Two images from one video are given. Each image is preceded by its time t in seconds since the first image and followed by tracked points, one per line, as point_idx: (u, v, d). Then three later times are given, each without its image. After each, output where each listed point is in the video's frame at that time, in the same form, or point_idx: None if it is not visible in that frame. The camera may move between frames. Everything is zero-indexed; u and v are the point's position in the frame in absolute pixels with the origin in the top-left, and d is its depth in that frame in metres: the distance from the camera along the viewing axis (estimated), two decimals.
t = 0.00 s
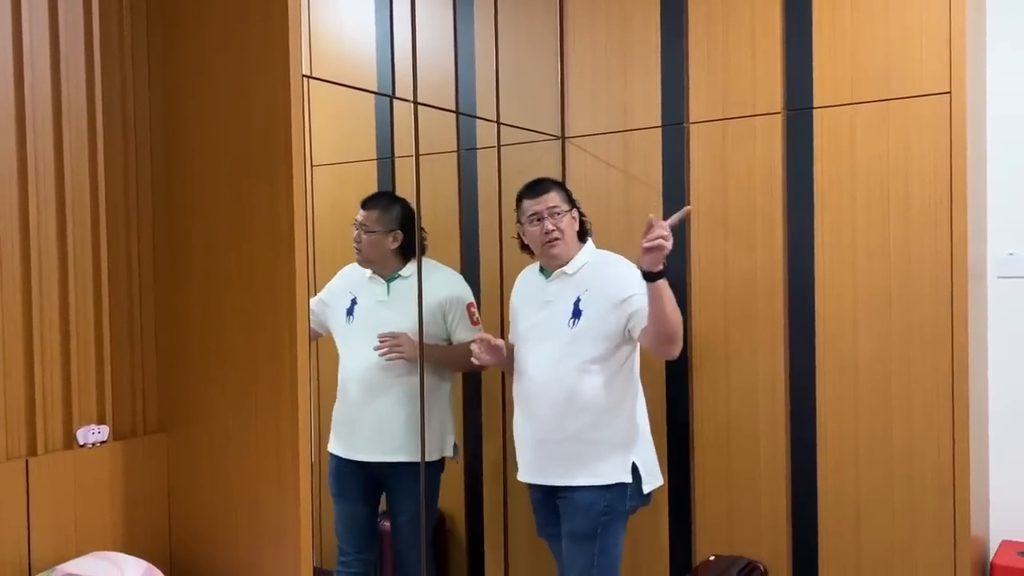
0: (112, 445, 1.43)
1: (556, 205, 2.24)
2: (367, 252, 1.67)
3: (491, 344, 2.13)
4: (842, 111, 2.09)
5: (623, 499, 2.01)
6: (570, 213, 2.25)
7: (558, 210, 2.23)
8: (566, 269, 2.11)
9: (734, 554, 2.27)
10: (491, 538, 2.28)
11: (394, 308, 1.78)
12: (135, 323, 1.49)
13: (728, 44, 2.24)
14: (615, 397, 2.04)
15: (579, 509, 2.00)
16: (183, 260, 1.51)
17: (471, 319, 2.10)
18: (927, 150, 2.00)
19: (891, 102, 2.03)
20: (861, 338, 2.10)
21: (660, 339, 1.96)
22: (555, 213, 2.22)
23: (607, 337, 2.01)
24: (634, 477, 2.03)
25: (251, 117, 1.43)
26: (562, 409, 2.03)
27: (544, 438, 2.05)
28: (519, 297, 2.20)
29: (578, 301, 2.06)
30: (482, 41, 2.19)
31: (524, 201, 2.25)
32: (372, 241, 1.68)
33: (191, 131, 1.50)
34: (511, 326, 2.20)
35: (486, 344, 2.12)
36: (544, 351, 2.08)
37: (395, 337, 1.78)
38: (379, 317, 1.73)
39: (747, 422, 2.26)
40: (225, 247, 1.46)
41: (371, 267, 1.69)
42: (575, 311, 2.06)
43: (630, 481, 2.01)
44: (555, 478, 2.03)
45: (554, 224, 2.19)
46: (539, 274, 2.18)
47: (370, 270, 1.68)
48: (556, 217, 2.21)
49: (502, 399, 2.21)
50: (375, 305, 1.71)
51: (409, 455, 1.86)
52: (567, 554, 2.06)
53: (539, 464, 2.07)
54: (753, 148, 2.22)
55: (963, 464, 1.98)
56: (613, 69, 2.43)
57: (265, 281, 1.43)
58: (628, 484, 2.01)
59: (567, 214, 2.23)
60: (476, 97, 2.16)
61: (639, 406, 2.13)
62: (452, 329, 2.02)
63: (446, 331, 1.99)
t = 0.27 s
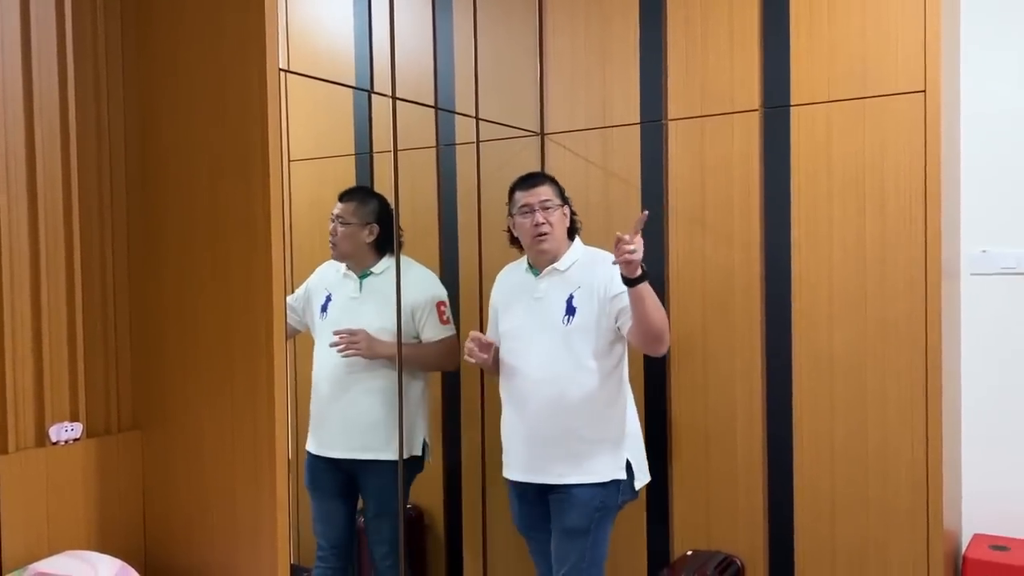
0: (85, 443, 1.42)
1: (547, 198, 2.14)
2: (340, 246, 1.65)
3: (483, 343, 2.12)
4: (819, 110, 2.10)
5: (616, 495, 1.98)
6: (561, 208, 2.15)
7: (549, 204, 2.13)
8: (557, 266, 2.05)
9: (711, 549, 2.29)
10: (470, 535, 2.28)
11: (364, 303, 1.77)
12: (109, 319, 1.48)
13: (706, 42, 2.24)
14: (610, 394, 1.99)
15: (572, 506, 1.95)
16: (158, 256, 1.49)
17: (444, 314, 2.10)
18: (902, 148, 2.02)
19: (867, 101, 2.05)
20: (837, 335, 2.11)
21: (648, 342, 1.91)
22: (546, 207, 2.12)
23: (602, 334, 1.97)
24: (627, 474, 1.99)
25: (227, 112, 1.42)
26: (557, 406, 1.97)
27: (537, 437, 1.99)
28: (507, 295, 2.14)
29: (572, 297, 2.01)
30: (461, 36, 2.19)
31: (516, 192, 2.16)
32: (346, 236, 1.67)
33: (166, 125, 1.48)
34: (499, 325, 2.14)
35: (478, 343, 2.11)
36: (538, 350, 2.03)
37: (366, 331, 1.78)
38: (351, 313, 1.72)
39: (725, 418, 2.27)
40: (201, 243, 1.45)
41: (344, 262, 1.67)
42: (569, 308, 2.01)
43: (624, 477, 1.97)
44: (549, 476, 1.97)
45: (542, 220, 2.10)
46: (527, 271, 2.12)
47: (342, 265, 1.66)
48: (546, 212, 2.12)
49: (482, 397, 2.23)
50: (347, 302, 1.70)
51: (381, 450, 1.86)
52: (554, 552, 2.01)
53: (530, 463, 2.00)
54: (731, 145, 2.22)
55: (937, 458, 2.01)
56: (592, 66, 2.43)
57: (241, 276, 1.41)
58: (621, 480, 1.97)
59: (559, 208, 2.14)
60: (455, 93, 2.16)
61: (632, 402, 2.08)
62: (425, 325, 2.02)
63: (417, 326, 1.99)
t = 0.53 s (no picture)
0: (42, 443, 1.40)
1: (520, 194, 2.08)
2: (304, 241, 1.62)
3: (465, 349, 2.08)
4: (780, 110, 2.13)
5: (594, 490, 1.96)
6: (534, 205, 2.08)
7: (522, 200, 2.07)
8: (530, 265, 2.00)
9: (674, 545, 2.31)
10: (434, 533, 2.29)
11: (329, 304, 1.76)
12: (66, 318, 1.46)
13: (670, 41, 2.26)
14: (586, 390, 1.96)
15: (552, 503, 1.92)
16: (116, 254, 1.48)
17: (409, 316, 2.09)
18: (860, 148, 2.05)
19: (827, 101, 2.08)
20: (797, 332, 2.15)
21: (617, 344, 1.91)
22: (519, 204, 2.06)
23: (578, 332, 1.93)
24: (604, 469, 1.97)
25: (187, 109, 1.40)
26: (534, 405, 1.94)
27: (515, 437, 1.96)
28: (478, 295, 2.09)
29: (546, 297, 1.96)
30: (425, 33, 2.19)
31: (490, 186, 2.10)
32: (309, 232, 1.64)
33: (124, 121, 1.46)
34: (471, 324, 2.09)
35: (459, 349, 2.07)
36: (513, 350, 1.98)
37: (331, 332, 1.76)
38: (314, 313, 1.71)
39: (688, 415, 2.30)
40: (160, 241, 1.43)
41: (307, 258, 1.65)
42: (544, 308, 1.95)
43: (601, 472, 1.95)
44: (528, 475, 1.94)
45: (513, 217, 2.03)
46: (499, 270, 2.06)
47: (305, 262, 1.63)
48: (518, 209, 2.05)
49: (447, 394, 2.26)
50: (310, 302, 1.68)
51: (346, 451, 1.85)
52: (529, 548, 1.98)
53: (508, 463, 1.97)
54: (694, 144, 2.24)
55: (895, 453, 2.05)
56: (557, 64, 2.43)
57: (202, 274, 1.40)
58: (599, 475, 1.95)
59: (531, 206, 2.07)
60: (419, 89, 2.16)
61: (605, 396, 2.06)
62: (390, 326, 2.01)
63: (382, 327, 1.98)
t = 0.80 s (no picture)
0: None
1: (476, 190, 2.05)
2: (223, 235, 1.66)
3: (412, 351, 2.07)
4: (713, 111, 2.17)
5: (544, 488, 1.95)
6: (489, 203, 2.07)
7: (476, 197, 2.05)
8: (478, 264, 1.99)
9: (610, 540, 2.34)
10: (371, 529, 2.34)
11: (250, 302, 1.78)
12: None
13: (606, 41, 2.28)
14: (534, 388, 1.96)
15: (504, 503, 1.89)
16: (42, 252, 1.44)
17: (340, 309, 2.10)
18: (789, 149, 2.10)
19: (758, 103, 2.13)
20: (729, 329, 2.19)
21: (552, 348, 1.84)
22: (473, 200, 2.04)
23: (522, 336, 1.91)
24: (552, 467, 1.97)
25: (113, 102, 1.36)
26: (480, 404, 1.94)
27: (464, 436, 1.94)
28: (426, 295, 2.08)
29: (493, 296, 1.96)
30: (362, 31, 2.25)
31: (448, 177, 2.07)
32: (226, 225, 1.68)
33: (49, 116, 1.42)
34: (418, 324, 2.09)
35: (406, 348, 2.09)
36: (461, 349, 1.98)
37: (253, 330, 1.79)
38: (236, 312, 1.72)
39: (624, 412, 2.32)
40: (87, 238, 1.39)
41: (228, 254, 1.67)
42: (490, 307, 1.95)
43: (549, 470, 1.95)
44: (478, 474, 1.92)
45: (466, 213, 2.02)
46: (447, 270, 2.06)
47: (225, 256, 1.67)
48: (472, 205, 2.03)
49: (384, 389, 2.32)
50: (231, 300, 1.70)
51: (277, 450, 1.89)
52: (487, 553, 1.93)
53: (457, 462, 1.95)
54: (630, 144, 2.27)
55: (822, 447, 2.11)
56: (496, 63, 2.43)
57: (129, 272, 1.36)
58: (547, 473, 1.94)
59: (485, 203, 2.05)
60: (356, 86, 2.22)
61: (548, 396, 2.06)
62: (322, 322, 2.02)
63: (311, 323, 1.98)
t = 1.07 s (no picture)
0: None
1: (448, 189, 1.97)
2: (126, 235, 1.50)
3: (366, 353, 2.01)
4: (654, 112, 2.21)
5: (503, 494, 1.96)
6: (459, 203, 1.98)
7: (448, 196, 1.96)
8: (445, 268, 1.94)
9: (553, 538, 2.34)
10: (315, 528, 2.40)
11: (152, 305, 1.63)
12: None
13: (549, 41, 2.29)
14: (494, 394, 1.95)
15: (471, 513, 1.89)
16: None
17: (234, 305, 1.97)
18: (727, 150, 2.15)
19: (697, 105, 2.17)
20: (670, 327, 2.23)
21: (515, 363, 1.84)
22: (444, 198, 1.95)
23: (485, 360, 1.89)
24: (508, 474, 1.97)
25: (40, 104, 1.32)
26: (445, 412, 1.90)
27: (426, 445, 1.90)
28: (383, 295, 2.01)
29: (461, 302, 1.92)
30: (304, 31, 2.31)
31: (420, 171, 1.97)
32: (127, 225, 1.52)
33: None
34: (373, 325, 2.01)
35: (358, 349, 2.03)
36: (423, 355, 1.92)
37: (155, 333, 1.64)
38: (139, 317, 1.57)
39: (568, 411, 2.32)
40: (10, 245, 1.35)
41: (128, 254, 1.50)
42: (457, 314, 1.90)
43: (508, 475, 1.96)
44: (440, 484, 1.88)
45: (436, 212, 1.93)
46: (409, 269, 1.99)
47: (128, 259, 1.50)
48: (443, 204, 1.95)
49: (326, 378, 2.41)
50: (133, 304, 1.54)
51: (182, 455, 1.76)
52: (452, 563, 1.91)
53: (417, 472, 1.90)
54: (573, 144, 2.28)
55: (760, 443, 2.15)
56: (439, 62, 2.41)
57: (60, 281, 1.34)
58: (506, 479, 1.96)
59: (456, 204, 1.97)
60: (298, 84, 2.27)
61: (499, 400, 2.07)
62: (221, 321, 1.90)
63: (215, 322, 1.87)
